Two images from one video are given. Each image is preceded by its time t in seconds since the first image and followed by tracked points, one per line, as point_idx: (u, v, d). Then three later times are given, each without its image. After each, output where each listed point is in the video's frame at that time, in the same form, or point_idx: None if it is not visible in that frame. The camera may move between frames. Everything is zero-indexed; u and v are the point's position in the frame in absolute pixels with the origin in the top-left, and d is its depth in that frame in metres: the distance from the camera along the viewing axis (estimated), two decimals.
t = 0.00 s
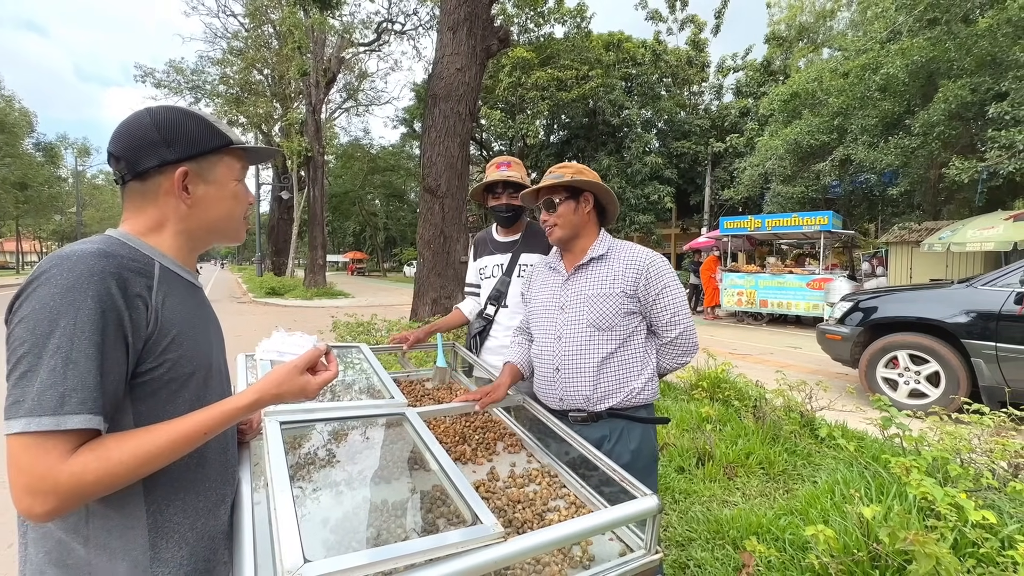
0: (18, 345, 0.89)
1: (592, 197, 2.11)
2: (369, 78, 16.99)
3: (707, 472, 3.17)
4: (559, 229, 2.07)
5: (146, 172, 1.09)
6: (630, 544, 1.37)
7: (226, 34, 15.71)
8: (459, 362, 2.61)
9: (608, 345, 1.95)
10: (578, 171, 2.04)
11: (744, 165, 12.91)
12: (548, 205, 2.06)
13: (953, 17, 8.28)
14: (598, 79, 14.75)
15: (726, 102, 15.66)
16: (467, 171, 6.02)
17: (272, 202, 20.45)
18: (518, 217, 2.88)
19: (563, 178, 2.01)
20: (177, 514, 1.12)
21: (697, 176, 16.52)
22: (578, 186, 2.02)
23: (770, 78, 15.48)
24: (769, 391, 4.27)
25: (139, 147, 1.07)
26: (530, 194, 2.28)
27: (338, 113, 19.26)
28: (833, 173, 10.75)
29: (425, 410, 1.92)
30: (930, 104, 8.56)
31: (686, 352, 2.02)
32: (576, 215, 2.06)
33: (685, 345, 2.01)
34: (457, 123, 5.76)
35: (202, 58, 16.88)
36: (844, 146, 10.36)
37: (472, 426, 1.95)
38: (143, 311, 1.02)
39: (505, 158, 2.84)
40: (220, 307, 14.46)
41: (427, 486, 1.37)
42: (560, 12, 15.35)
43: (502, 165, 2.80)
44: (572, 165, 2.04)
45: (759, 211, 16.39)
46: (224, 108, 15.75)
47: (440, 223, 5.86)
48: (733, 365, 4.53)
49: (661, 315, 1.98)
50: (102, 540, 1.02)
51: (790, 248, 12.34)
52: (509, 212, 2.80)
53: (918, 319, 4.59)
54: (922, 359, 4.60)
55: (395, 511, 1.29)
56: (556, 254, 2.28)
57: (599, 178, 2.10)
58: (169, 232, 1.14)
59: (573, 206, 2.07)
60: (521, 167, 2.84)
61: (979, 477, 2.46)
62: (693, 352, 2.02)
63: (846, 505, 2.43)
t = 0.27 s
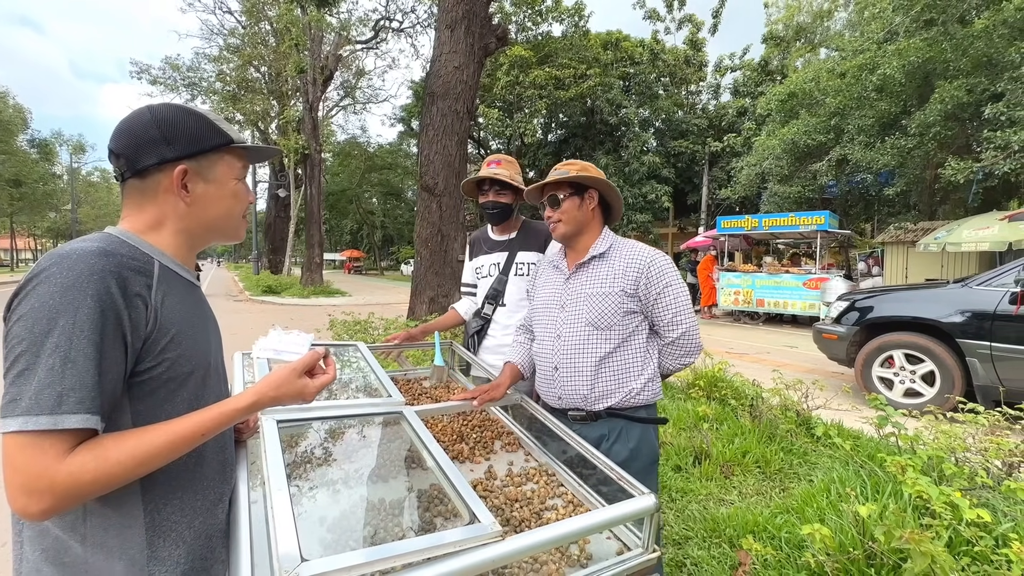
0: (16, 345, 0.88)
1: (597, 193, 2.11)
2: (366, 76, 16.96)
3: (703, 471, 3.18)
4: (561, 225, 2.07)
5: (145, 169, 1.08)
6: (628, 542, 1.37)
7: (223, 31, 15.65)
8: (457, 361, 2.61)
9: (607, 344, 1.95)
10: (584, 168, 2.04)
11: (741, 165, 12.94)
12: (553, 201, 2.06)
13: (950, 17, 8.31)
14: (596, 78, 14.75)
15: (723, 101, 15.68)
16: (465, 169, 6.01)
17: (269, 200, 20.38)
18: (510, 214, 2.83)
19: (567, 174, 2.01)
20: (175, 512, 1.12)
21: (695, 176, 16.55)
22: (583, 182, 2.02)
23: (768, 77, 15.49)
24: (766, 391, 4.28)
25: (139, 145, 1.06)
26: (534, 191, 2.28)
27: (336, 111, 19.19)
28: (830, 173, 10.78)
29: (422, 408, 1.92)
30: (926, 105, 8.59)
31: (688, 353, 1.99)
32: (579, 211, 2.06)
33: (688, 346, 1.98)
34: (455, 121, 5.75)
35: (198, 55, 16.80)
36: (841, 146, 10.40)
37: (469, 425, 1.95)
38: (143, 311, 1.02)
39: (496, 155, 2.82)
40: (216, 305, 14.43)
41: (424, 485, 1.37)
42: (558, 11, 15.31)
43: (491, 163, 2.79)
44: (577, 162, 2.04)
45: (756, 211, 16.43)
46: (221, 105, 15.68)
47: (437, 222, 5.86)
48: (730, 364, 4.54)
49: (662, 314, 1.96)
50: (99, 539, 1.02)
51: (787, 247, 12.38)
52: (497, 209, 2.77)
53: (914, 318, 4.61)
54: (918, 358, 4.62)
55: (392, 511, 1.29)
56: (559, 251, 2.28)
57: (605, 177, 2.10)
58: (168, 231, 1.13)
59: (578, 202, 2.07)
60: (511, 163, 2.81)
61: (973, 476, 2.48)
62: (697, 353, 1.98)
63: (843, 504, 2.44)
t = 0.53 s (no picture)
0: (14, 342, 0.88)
1: (614, 189, 2.09)
2: (364, 74, 16.91)
3: (700, 469, 3.19)
4: (576, 221, 2.07)
5: (123, 164, 1.10)
6: (625, 540, 1.37)
7: (220, 28, 15.57)
8: (454, 359, 2.61)
9: (612, 345, 1.93)
10: (600, 163, 2.03)
11: (738, 165, 12.96)
12: (567, 198, 2.07)
13: (946, 18, 8.33)
14: (594, 77, 14.76)
15: (721, 101, 15.71)
16: (463, 167, 6.00)
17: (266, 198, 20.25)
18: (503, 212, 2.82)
19: (584, 169, 2.01)
20: (173, 510, 1.11)
21: (692, 175, 16.57)
22: (599, 177, 2.02)
23: (765, 77, 15.50)
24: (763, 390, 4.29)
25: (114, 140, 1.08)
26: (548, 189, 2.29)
27: (333, 109, 19.13)
28: (826, 173, 10.81)
29: (420, 406, 1.92)
30: (923, 105, 8.62)
31: (701, 360, 1.92)
32: (594, 208, 2.05)
33: (700, 352, 1.90)
34: (453, 119, 5.75)
35: (195, 52, 16.73)
36: (838, 146, 10.42)
37: (467, 424, 1.95)
38: (141, 308, 1.02)
39: (489, 154, 2.82)
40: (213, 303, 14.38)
41: (422, 483, 1.37)
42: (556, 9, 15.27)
43: (484, 162, 2.79)
44: (595, 156, 2.04)
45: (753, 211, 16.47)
46: (218, 102, 15.63)
47: (435, 220, 5.85)
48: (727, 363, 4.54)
49: (673, 319, 1.91)
50: (99, 536, 1.02)
51: (783, 247, 12.41)
52: (490, 207, 2.76)
53: (909, 318, 4.64)
54: (913, 358, 4.65)
55: (389, 509, 1.29)
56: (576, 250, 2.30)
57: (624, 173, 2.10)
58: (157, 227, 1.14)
59: (593, 199, 2.06)
60: (503, 160, 2.81)
61: (968, 474, 2.49)
62: (709, 361, 1.91)
63: (838, 502, 2.46)
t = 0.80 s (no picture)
0: None
1: (644, 184, 2.07)
2: (362, 72, 16.87)
3: (698, 468, 3.19)
4: (603, 214, 2.05)
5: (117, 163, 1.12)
6: (621, 540, 1.37)
7: (217, 26, 15.51)
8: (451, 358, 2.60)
9: (635, 351, 1.90)
10: (634, 155, 2.01)
11: (736, 164, 12.97)
12: (596, 189, 2.05)
13: (943, 18, 8.34)
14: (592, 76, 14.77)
15: (719, 100, 15.72)
16: (461, 166, 5.99)
17: (263, 197, 20.21)
18: (500, 210, 2.81)
19: (617, 160, 1.99)
20: (162, 513, 1.11)
21: (690, 174, 16.59)
22: (631, 171, 1.99)
23: (763, 77, 15.51)
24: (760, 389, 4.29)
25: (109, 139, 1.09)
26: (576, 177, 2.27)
27: (330, 107, 19.08)
28: (824, 172, 10.83)
29: (416, 405, 1.91)
30: (920, 105, 8.64)
31: (728, 368, 1.89)
32: (623, 202, 2.03)
33: (727, 361, 1.88)
34: (451, 118, 5.74)
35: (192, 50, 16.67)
36: (835, 146, 10.44)
37: (463, 423, 1.95)
38: (127, 310, 1.01)
39: (487, 151, 2.82)
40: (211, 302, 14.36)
41: (418, 483, 1.37)
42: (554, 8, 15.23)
43: (481, 158, 2.78)
44: (630, 148, 2.01)
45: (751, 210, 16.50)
46: (215, 100, 15.58)
47: (433, 219, 5.84)
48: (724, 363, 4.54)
49: (701, 326, 1.88)
50: (86, 538, 1.02)
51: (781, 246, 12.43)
52: (487, 202, 2.75)
53: (906, 318, 4.65)
54: (910, 357, 4.66)
55: (386, 508, 1.28)
56: (598, 246, 2.27)
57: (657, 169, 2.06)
58: (153, 226, 1.14)
59: (622, 192, 2.04)
60: (501, 157, 2.80)
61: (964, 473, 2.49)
62: (736, 369, 1.89)
63: (835, 501, 2.46)
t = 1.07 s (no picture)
0: None
1: (676, 187, 2.05)
2: (360, 71, 16.85)
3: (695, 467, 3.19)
4: (630, 214, 2.02)
5: (125, 161, 1.09)
6: (619, 540, 1.37)
7: (214, 23, 15.45)
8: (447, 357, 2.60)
9: (655, 358, 1.88)
10: (671, 155, 1.99)
11: (734, 164, 13.00)
12: (626, 188, 2.02)
13: (940, 19, 8.36)
14: (590, 75, 14.80)
15: (717, 100, 15.74)
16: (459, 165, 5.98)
17: (261, 195, 20.15)
18: (496, 210, 2.81)
19: (652, 157, 1.97)
20: (157, 514, 1.10)
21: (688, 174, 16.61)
22: (666, 172, 1.98)
23: (761, 77, 15.53)
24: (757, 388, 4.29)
25: (119, 137, 1.07)
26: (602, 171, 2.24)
27: (328, 106, 19.01)
28: (821, 173, 10.86)
29: (414, 405, 1.90)
30: (917, 105, 8.66)
31: (752, 382, 1.88)
32: (654, 205, 2.01)
33: (752, 374, 1.86)
34: (450, 117, 5.73)
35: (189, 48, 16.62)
36: (833, 146, 10.46)
37: (461, 422, 1.95)
38: (122, 311, 1.00)
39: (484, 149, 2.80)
40: (208, 301, 14.32)
41: (416, 482, 1.37)
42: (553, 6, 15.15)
43: (478, 157, 2.76)
44: (666, 145, 2.00)
45: (749, 210, 16.51)
46: (213, 98, 15.55)
47: (431, 218, 5.84)
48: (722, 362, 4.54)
49: (725, 337, 1.85)
50: (79, 539, 1.01)
51: (778, 246, 12.45)
52: (484, 201, 2.75)
53: (903, 318, 4.66)
54: (907, 357, 4.67)
55: (383, 508, 1.28)
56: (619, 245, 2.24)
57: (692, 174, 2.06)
58: (158, 227, 1.13)
59: (654, 194, 2.01)
60: (498, 156, 2.79)
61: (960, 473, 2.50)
62: (762, 383, 1.87)
63: (832, 500, 2.47)
